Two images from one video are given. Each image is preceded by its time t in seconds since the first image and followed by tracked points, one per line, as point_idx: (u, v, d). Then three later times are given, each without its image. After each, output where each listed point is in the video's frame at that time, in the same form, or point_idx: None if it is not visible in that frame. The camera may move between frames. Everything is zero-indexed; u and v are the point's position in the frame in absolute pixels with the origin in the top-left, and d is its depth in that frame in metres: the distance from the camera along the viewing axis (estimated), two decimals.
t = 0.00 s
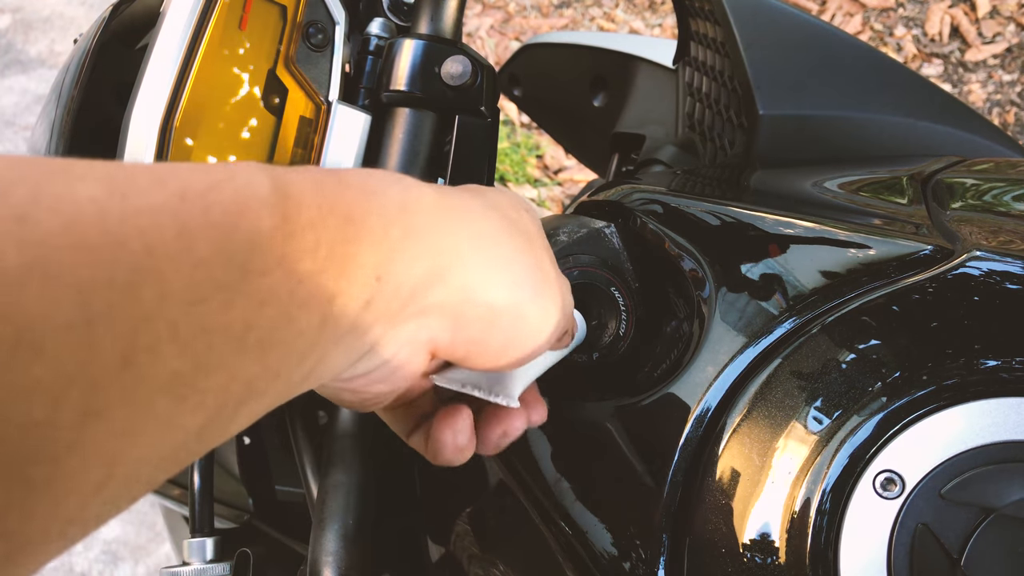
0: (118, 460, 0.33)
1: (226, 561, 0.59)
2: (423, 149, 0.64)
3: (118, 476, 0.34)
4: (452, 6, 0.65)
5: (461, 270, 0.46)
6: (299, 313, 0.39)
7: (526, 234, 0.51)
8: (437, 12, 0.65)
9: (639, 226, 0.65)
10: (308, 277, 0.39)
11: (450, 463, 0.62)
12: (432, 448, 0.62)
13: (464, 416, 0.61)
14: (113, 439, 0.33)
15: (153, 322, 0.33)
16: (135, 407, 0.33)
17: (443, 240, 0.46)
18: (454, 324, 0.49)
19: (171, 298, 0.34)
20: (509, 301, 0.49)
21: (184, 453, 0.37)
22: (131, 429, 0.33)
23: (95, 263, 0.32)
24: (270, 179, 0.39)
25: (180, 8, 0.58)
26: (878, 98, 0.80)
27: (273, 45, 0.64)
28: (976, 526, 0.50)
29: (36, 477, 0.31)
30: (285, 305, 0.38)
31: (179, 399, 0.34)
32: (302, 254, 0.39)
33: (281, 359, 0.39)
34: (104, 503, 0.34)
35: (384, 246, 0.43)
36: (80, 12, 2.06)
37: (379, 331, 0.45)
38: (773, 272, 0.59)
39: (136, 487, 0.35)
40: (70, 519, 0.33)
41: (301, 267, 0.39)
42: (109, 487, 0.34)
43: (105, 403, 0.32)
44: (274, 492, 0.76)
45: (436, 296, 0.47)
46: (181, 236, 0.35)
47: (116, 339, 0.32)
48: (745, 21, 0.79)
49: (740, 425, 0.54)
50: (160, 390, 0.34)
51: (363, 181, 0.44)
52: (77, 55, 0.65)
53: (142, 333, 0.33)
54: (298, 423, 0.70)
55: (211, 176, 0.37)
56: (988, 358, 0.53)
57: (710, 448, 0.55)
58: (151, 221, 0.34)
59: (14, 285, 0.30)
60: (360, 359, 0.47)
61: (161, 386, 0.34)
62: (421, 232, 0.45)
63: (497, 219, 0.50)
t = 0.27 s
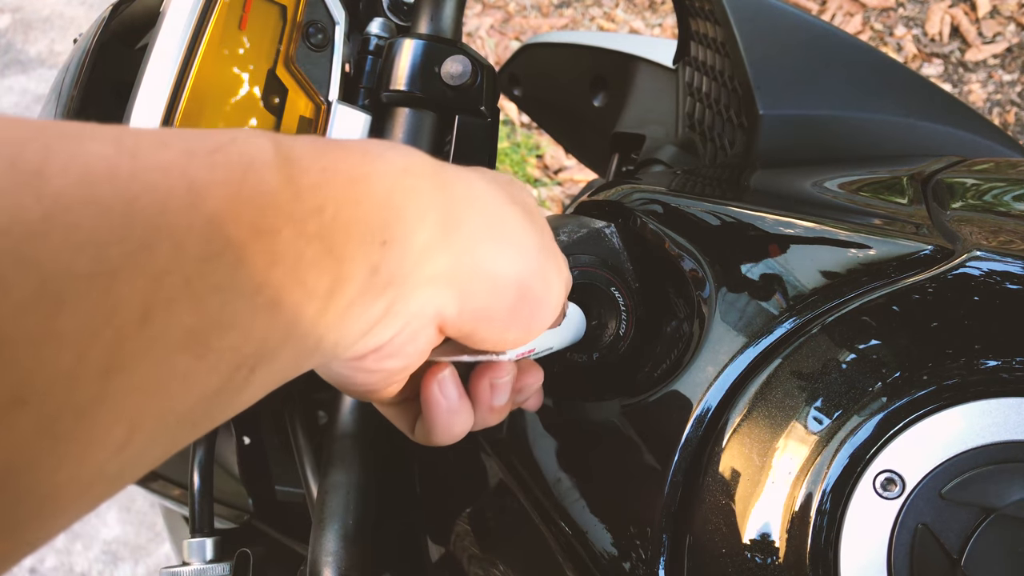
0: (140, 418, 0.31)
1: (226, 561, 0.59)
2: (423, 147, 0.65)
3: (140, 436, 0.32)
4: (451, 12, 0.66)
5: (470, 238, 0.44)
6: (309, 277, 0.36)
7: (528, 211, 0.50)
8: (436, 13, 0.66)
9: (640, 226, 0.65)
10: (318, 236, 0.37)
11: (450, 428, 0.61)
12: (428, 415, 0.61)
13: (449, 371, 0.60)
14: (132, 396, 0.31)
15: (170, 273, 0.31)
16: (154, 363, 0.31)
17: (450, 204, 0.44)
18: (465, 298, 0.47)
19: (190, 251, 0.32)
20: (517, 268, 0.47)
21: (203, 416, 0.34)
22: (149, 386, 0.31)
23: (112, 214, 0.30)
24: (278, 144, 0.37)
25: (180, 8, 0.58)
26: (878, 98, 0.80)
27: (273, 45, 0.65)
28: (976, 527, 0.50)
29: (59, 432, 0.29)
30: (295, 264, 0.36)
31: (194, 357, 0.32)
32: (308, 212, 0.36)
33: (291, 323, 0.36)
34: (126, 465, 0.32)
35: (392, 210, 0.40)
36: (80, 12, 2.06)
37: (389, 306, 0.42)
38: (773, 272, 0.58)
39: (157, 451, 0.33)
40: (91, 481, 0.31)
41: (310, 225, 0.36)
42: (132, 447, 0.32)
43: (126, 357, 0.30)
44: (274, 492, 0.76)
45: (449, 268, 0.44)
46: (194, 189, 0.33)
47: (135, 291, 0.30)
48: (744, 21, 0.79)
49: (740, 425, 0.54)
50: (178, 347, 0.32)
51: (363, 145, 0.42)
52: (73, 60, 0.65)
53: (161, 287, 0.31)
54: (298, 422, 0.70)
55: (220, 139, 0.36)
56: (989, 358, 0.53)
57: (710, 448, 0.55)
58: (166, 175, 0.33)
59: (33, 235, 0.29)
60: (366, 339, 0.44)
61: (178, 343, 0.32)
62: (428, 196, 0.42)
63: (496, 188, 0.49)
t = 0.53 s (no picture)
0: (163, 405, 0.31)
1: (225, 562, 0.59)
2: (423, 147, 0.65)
3: (163, 424, 0.31)
4: (451, 12, 0.66)
5: (484, 226, 0.44)
6: (329, 261, 0.36)
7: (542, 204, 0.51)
8: (436, 13, 0.66)
9: (640, 226, 0.65)
10: (337, 223, 0.36)
11: (463, 415, 0.59)
12: (439, 406, 0.60)
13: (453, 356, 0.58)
14: (154, 382, 0.30)
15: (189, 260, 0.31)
16: (176, 349, 0.31)
17: (466, 192, 0.44)
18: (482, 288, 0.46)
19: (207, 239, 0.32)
20: (534, 257, 0.47)
21: (223, 405, 0.34)
22: (171, 373, 0.31)
23: (130, 201, 0.30)
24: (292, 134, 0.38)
25: (181, 7, 0.58)
26: (878, 98, 0.80)
27: (273, 45, 0.65)
28: (975, 527, 0.50)
29: (83, 417, 0.28)
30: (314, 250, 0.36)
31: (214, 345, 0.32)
32: (326, 198, 0.36)
33: (313, 311, 0.36)
34: (149, 454, 0.32)
35: (409, 196, 0.40)
36: (80, 12, 2.06)
37: (410, 296, 0.42)
38: (773, 272, 0.58)
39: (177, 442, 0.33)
40: (114, 468, 0.30)
41: (328, 212, 0.36)
42: (155, 435, 0.31)
43: (148, 343, 0.30)
44: (274, 492, 0.76)
45: (466, 256, 0.44)
46: (209, 177, 0.33)
47: (155, 277, 0.30)
48: (744, 21, 0.79)
49: (739, 425, 0.54)
50: (198, 333, 0.31)
51: (378, 134, 0.42)
52: (73, 57, 0.65)
53: (179, 273, 0.31)
54: (298, 422, 0.70)
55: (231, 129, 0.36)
56: (989, 358, 0.53)
57: (710, 448, 0.55)
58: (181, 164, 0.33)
59: (52, 220, 0.28)
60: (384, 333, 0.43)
61: (198, 329, 0.31)
62: (443, 183, 0.43)
63: (510, 180, 0.49)
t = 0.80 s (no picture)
0: (177, 415, 0.31)
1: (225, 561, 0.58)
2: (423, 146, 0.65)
3: (178, 436, 0.31)
4: (451, 10, 0.67)
5: (498, 230, 0.44)
6: (342, 267, 0.36)
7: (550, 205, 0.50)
8: (436, 12, 0.66)
9: (640, 226, 0.65)
10: (348, 229, 0.36)
11: (486, 421, 0.59)
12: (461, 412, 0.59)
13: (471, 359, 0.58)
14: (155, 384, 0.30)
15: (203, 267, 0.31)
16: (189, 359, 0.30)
17: (476, 195, 0.44)
18: (501, 293, 0.46)
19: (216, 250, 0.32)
20: (548, 257, 0.47)
21: (240, 416, 0.34)
22: (185, 383, 0.31)
23: (139, 210, 0.30)
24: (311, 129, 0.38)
25: (181, 6, 0.58)
26: (878, 98, 0.80)
27: (273, 44, 0.65)
28: (975, 527, 0.50)
29: (97, 429, 0.28)
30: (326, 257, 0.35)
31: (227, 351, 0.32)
32: (337, 204, 0.37)
33: (330, 317, 0.36)
34: (166, 464, 0.31)
35: (419, 201, 0.40)
36: (80, 12, 2.07)
37: (431, 304, 0.41)
38: (773, 272, 0.58)
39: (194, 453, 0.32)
40: (131, 482, 0.30)
41: (339, 217, 0.36)
42: (170, 448, 0.31)
43: (159, 351, 0.30)
44: (274, 492, 0.76)
45: (484, 262, 0.43)
46: (218, 186, 0.33)
47: (165, 286, 0.30)
48: (744, 21, 0.79)
49: (739, 425, 0.54)
50: (213, 341, 0.31)
51: (385, 145, 0.43)
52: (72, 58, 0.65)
53: (191, 281, 0.31)
54: (298, 422, 0.70)
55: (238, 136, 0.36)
56: (989, 358, 0.53)
57: (711, 448, 0.55)
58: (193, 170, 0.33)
59: (61, 232, 0.28)
60: (408, 345, 0.43)
61: (212, 338, 0.31)
62: (453, 187, 0.43)
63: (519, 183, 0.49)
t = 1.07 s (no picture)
0: (191, 409, 0.30)
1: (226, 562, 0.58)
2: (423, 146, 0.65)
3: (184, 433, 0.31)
4: (451, 9, 0.67)
5: (507, 226, 0.44)
6: (352, 264, 0.36)
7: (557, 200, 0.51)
8: (436, 12, 0.66)
9: (640, 226, 0.65)
10: (353, 227, 0.36)
11: (498, 418, 0.58)
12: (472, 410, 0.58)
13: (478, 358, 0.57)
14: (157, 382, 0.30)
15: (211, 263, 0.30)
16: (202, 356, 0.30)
17: (484, 191, 0.44)
18: (511, 290, 0.46)
19: (225, 246, 0.31)
20: (558, 253, 0.47)
21: (254, 411, 0.34)
22: (199, 378, 0.30)
23: (149, 204, 0.30)
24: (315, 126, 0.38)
25: (181, 4, 0.58)
26: (879, 98, 0.80)
27: (273, 44, 0.65)
28: (975, 527, 0.50)
29: (113, 422, 0.28)
30: (338, 253, 0.35)
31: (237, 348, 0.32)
32: (345, 201, 0.37)
33: (341, 315, 0.36)
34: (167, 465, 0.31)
35: (428, 198, 0.40)
36: (80, 12, 2.07)
37: (443, 301, 0.41)
38: (773, 272, 0.58)
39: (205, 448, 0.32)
40: (144, 475, 0.30)
41: (342, 215, 0.36)
42: (185, 440, 0.31)
43: (171, 345, 0.29)
44: (274, 492, 0.76)
45: (494, 258, 0.43)
46: (227, 182, 0.33)
47: (178, 280, 0.29)
48: (744, 21, 0.79)
49: (739, 425, 0.54)
50: (225, 337, 0.31)
51: (393, 141, 0.43)
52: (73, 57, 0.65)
53: (203, 276, 0.30)
54: (298, 423, 0.70)
55: (242, 135, 0.36)
56: (989, 358, 0.52)
57: (712, 448, 0.55)
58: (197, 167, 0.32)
59: (73, 226, 0.28)
60: (422, 343, 0.42)
61: (223, 333, 0.31)
62: (461, 183, 0.43)
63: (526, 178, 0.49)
